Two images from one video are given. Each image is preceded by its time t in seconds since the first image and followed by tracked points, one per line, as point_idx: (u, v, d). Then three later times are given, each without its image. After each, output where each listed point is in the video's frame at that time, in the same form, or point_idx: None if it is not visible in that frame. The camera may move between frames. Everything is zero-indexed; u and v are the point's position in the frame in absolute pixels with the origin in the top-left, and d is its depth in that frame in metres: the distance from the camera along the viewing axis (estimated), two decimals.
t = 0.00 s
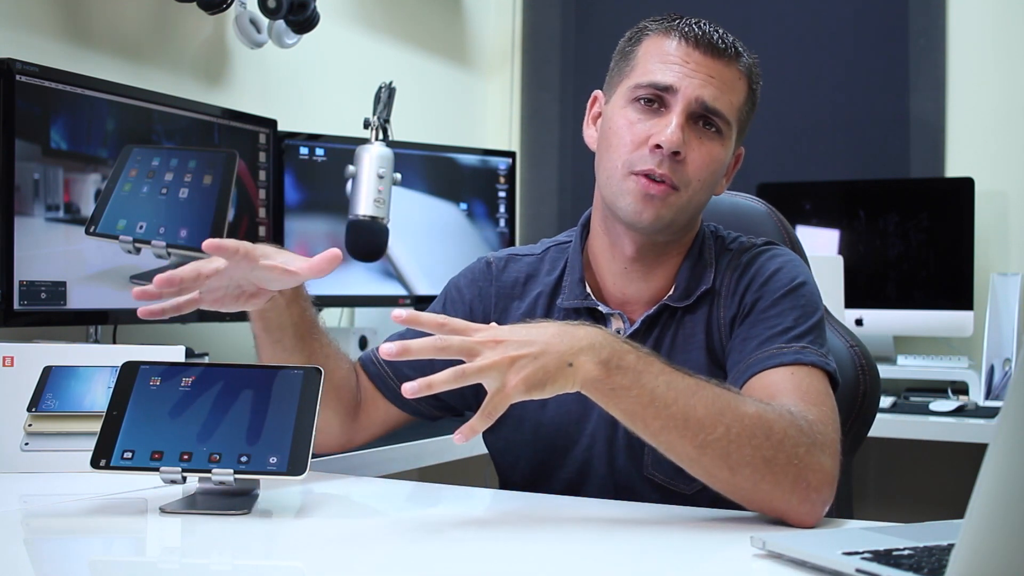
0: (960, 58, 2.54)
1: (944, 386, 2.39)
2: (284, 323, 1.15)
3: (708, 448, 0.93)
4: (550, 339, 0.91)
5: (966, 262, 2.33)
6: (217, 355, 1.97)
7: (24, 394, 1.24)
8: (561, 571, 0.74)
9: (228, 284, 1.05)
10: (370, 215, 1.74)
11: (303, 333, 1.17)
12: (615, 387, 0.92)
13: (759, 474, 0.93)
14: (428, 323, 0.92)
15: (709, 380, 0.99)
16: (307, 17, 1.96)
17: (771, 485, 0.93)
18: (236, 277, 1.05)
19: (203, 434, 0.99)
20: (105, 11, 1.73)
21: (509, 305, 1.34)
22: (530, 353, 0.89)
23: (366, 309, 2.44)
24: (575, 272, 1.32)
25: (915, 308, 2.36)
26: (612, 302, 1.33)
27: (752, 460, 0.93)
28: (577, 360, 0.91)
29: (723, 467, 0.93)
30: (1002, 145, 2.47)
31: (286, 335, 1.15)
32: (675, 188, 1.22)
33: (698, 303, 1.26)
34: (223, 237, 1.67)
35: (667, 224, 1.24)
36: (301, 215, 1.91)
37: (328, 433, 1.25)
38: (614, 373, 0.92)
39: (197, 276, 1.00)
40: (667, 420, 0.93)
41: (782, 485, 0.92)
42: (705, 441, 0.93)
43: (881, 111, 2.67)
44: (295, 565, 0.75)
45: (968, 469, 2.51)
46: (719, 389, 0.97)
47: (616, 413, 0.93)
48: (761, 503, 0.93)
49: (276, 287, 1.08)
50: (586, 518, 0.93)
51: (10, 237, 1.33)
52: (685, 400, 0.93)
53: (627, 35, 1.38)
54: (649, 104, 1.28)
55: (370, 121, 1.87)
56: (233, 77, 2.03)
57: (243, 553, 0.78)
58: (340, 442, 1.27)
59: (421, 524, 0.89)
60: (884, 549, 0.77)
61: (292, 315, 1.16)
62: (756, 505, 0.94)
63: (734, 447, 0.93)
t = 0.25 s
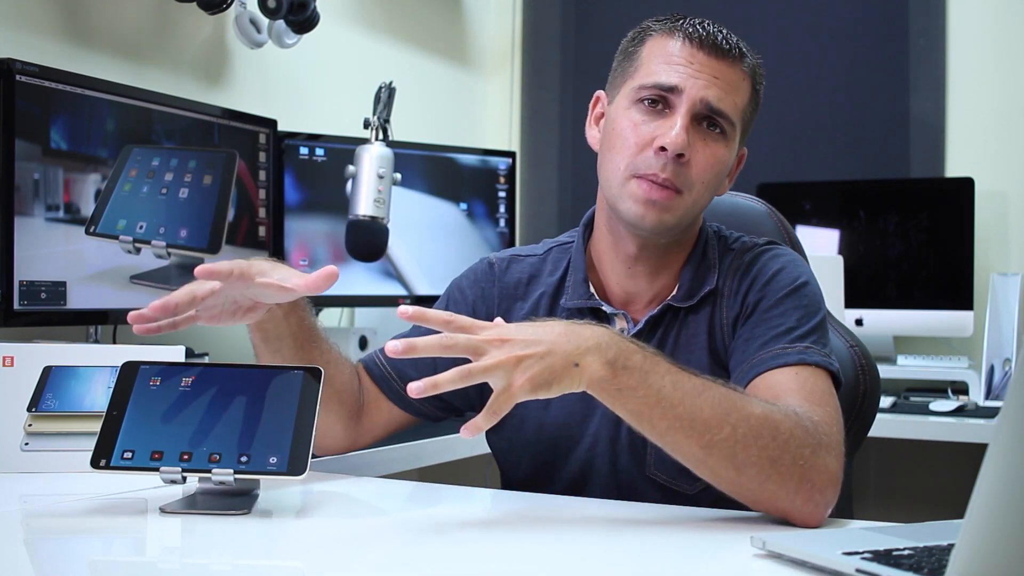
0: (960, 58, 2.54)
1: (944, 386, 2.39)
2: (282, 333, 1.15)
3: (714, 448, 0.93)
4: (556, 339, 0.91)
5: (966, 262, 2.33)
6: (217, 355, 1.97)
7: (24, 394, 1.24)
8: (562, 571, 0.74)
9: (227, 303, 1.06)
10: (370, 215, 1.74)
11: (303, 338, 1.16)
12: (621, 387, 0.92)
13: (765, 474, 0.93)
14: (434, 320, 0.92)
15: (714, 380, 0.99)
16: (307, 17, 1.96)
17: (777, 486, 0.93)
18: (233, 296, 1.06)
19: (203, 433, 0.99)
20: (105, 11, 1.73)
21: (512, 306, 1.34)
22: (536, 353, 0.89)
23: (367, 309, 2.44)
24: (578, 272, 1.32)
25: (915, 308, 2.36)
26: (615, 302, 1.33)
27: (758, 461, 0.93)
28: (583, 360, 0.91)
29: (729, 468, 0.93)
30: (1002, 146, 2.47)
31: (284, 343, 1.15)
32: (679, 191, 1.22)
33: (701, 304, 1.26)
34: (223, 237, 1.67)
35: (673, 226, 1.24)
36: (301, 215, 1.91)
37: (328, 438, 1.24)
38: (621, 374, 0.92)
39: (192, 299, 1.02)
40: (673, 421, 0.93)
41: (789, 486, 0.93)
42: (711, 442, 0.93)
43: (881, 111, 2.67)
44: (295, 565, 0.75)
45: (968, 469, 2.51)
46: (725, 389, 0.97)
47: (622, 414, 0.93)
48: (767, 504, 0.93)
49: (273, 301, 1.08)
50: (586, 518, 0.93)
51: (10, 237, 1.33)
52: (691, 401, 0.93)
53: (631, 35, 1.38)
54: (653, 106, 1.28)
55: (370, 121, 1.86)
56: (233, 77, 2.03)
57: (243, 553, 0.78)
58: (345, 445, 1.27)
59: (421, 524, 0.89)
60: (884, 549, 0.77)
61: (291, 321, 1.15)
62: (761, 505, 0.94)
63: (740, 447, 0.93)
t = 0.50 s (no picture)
0: (960, 58, 2.54)
1: (944, 386, 2.40)
2: (289, 330, 1.15)
3: (715, 449, 0.93)
4: (559, 338, 0.91)
5: (966, 262, 2.33)
6: (217, 355, 1.97)
7: (24, 394, 1.24)
8: (562, 571, 0.74)
9: (234, 300, 1.06)
10: (370, 215, 1.74)
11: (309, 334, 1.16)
12: (623, 388, 0.92)
13: (766, 475, 0.93)
14: (435, 318, 0.90)
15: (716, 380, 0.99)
16: (307, 17, 1.96)
17: (778, 486, 0.93)
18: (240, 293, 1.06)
19: (203, 434, 0.99)
20: (105, 11, 1.73)
21: (516, 302, 1.34)
22: (541, 350, 0.89)
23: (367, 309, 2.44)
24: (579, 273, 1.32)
25: (915, 309, 2.36)
26: (615, 302, 1.34)
27: (759, 461, 0.93)
28: (584, 359, 0.91)
29: (730, 468, 0.93)
30: (1002, 145, 2.47)
31: (290, 342, 1.15)
32: (677, 194, 1.22)
33: (701, 305, 1.26)
34: (223, 238, 1.67)
35: (673, 230, 1.24)
36: (301, 215, 1.91)
37: (329, 433, 1.24)
38: (622, 373, 0.92)
39: (200, 295, 1.01)
40: (675, 422, 0.93)
41: (789, 486, 0.93)
42: (712, 442, 0.93)
43: (881, 111, 2.67)
44: (295, 565, 0.75)
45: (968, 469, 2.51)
46: (726, 389, 0.97)
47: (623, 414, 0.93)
48: (767, 505, 0.94)
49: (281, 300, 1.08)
50: (587, 518, 0.93)
51: (10, 236, 1.33)
52: (693, 401, 0.93)
53: (628, 36, 1.38)
54: (651, 108, 1.28)
55: (370, 121, 1.86)
56: (233, 77, 2.03)
57: (243, 553, 0.78)
58: (344, 442, 1.27)
59: (421, 524, 0.89)
60: (884, 550, 0.77)
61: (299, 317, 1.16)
62: (762, 506, 0.94)
63: (741, 448, 0.93)
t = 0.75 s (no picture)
0: (960, 58, 2.54)
1: (944, 386, 2.40)
2: (335, 326, 1.14)
3: (736, 440, 0.92)
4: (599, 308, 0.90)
5: (966, 262, 2.33)
6: (217, 355, 1.97)
7: (24, 395, 1.24)
8: (562, 571, 0.74)
9: (292, 253, 1.04)
10: (370, 215, 1.74)
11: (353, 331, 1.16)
12: (652, 372, 0.90)
13: (782, 471, 0.93)
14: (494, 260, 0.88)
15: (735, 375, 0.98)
16: (307, 17, 1.96)
17: (792, 482, 0.93)
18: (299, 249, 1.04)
19: (203, 433, 0.99)
20: (105, 11, 1.73)
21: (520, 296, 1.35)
22: (589, 306, 0.88)
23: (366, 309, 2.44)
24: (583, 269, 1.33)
25: (915, 309, 2.36)
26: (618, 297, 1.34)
27: (777, 458, 0.93)
28: (622, 333, 0.90)
29: (747, 462, 0.93)
30: (1002, 146, 2.47)
31: (331, 336, 1.15)
32: (680, 183, 1.22)
33: (704, 300, 1.26)
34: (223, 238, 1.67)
35: (675, 219, 1.23)
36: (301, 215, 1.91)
37: (347, 425, 1.22)
38: (654, 357, 0.90)
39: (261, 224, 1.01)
40: (700, 411, 0.92)
41: (803, 483, 0.93)
42: (734, 434, 0.92)
43: (881, 111, 2.67)
44: (295, 565, 0.75)
45: (968, 469, 2.51)
46: (744, 384, 0.97)
47: (646, 401, 0.91)
48: (780, 501, 0.93)
49: (339, 270, 1.07)
50: (588, 518, 0.93)
51: (10, 237, 1.33)
52: (718, 392, 0.93)
53: (635, 34, 1.38)
54: (656, 100, 1.28)
55: (370, 121, 1.86)
56: (233, 77, 2.03)
57: (243, 553, 0.78)
58: (356, 436, 1.24)
59: (421, 524, 0.89)
60: (884, 549, 0.77)
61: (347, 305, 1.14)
62: (773, 503, 0.94)
63: (762, 441, 0.93)
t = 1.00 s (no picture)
0: (960, 58, 2.54)
1: (944, 386, 2.40)
2: (374, 319, 1.14)
3: (765, 440, 0.92)
4: (626, 319, 0.87)
5: (966, 262, 2.33)
6: (217, 355, 1.97)
7: (24, 395, 1.24)
8: (562, 571, 0.74)
9: (332, 263, 1.04)
10: (370, 215, 1.73)
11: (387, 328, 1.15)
12: (688, 367, 0.89)
13: (807, 471, 0.93)
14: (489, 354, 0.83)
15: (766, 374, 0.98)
16: (307, 17, 1.96)
17: (812, 485, 0.93)
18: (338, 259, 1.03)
19: (203, 433, 0.98)
20: (105, 11, 1.73)
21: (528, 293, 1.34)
22: (612, 333, 0.84)
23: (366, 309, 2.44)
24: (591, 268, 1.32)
25: (915, 309, 2.36)
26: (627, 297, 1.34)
27: (799, 459, 0.93)
28: (659, 331, 0.87)
29: (776, 462, 0.93)
30: (1002, 145, 2.47)
31: (370, 333, 1.14)
32: (692, 185, 1.22)
33: (713, 302, 1.26)
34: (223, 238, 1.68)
35: (687, 219, 1.23)
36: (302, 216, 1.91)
37: (372, 424, 1.20)
38: (692, 351, 0.89)
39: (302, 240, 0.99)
40: (734, 408, 0.91)
41: (824, 484, 0.94)
42: (763, 433, 0.92)
43: (881, 111, 2.67)
44: (295, 565, 0.75)
45: (968, 469, 2.51)
46: (774, 381, 0.96)
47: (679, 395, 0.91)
48: (796, 502, 0.94)
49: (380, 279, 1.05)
50: (589, 518, 0.93)
51: (10, 237, 1.33)
52: (754, 392, 0.92)
53: (646, 35, 1.38)
54: (668, 102, 1.28)
55: (370, 121, 1.86)
56: (233, 77, 2.03)
57: (243, 553, 0.78)
58: (378, 436, 1.21)
59: (421, 524, 0.89)
60: (884, 549, 0.77)
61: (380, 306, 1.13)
62: (789, 503, 0.94)
63: (789, 442, 0.93)
